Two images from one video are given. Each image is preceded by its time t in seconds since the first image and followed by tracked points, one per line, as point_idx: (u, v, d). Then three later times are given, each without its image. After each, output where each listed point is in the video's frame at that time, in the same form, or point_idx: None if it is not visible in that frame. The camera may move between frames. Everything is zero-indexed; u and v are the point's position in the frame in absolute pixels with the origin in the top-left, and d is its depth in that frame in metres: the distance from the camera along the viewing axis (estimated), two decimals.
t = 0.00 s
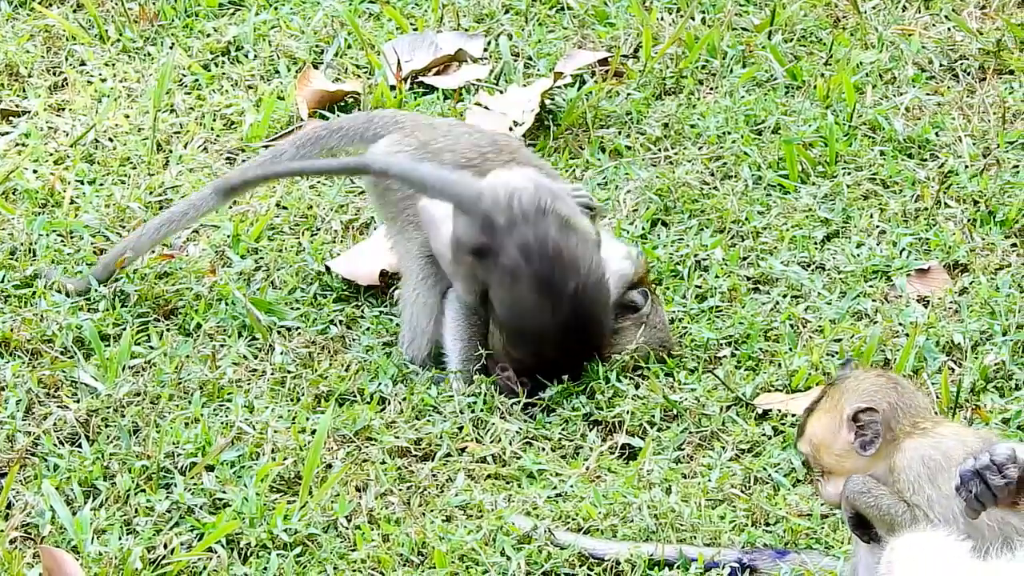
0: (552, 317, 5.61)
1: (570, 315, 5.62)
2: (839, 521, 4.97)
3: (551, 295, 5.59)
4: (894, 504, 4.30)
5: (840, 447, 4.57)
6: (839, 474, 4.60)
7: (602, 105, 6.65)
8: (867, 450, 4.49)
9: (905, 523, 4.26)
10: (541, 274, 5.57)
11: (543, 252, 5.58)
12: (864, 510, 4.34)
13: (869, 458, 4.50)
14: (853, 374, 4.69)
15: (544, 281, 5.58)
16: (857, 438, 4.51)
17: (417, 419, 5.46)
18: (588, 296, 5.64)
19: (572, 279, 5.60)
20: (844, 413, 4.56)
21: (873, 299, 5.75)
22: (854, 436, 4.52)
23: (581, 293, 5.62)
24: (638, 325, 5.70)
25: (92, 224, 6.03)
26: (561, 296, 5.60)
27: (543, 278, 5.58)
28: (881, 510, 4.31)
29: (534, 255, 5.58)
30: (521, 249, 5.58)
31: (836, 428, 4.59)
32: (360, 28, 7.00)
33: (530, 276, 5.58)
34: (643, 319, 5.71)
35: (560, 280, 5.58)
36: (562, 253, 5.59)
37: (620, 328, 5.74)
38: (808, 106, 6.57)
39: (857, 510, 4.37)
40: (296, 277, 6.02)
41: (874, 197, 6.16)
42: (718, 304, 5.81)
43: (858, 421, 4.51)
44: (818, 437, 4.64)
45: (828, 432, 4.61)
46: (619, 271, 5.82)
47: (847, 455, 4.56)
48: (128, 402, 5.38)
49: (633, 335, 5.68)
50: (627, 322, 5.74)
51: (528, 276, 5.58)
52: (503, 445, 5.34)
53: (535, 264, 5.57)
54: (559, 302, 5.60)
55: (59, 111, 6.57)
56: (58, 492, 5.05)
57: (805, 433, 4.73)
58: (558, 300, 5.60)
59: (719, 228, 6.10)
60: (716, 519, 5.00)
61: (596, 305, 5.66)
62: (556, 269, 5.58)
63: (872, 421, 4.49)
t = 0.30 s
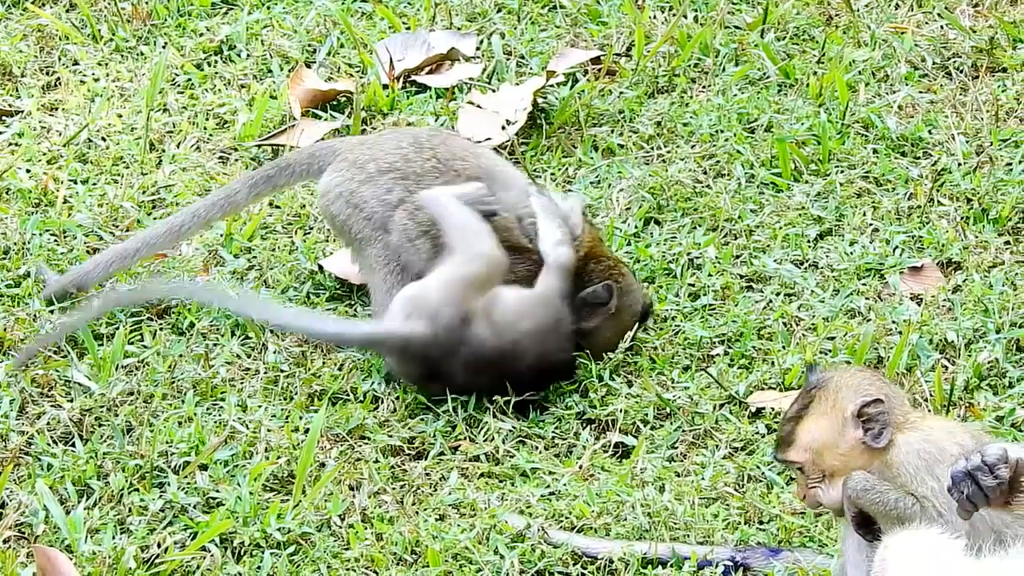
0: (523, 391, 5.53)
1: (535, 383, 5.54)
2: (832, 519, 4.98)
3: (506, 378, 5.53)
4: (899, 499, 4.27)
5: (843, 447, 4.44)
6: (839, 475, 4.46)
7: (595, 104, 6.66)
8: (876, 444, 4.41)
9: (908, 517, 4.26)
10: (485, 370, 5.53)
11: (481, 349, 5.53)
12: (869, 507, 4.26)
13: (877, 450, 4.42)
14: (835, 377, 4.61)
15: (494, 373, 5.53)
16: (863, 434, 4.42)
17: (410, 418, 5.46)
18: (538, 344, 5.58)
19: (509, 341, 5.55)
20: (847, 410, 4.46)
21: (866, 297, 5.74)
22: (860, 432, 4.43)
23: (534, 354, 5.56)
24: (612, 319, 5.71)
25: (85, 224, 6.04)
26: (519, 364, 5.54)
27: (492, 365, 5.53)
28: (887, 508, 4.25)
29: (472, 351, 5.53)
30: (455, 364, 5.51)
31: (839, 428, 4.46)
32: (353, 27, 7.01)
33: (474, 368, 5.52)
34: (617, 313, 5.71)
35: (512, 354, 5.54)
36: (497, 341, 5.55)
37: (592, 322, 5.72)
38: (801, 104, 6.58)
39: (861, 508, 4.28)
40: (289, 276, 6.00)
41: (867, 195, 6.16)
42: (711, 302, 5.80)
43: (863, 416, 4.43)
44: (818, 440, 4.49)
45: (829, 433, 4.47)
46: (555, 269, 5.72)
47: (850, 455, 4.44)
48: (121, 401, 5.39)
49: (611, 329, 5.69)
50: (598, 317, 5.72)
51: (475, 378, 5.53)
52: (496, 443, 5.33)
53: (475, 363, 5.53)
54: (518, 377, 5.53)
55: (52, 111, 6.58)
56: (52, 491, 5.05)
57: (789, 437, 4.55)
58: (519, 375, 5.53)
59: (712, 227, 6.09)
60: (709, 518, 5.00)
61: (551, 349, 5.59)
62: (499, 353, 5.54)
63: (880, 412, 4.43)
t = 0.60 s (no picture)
0: (511, 375, 5.53)
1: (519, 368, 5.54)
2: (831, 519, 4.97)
3: (494, 361, 5.52)
4: (899, 498, 4.25)
5: (848, 443, 4.37)
6: (839, 471, 4.38)
7: (595, 104, 6.66)
8: (880, 444, 4.36)
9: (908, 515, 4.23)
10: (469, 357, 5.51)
11: (462, 334, 5.50)
12: (868, 507, 4.23)
13: (878, 450, 4.36)
14: (840, 372, 4.51)
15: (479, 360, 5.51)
16: (868, 433, 4.36)
17: (409, 418, 5.46)
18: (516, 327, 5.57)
19: (487, 324, 5.54)
20: (856, 406, 4.38)
21: (865, 297, 5.74)
22: (865, 429, 4.37)
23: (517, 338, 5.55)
24: (573, 293, 5.71)
25: (85, 224, 6.05)
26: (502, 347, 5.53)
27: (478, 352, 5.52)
28: (887, 506, 4.23)
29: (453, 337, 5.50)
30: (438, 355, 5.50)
31: (845, 423, 4.38)
32: (352, 27, 7.02)
33: (458, 354, 5.50)
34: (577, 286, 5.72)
35: (495, 338, 5.53)
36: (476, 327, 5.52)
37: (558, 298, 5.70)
38: (800, 104, 6.58)
39: (859, 508, 4.25)
40: (288, 276, 6.02)
41: (866, 194, 6.16)
42: (710, 302, 5.79)
43: (870, 414, 4.37)
44: (822, 432, 4.39)
45: (835, 426, 4.38)
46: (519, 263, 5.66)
47: (854, 452, 4.37)
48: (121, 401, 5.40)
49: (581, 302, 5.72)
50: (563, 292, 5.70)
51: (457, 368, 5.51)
52: (495, 443, 5.33)
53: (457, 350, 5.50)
54: (503, 363, 5.52)
55: (52, 111, 6.60)
56: (51, 491, 5.05)
57: (792, 425, 4.44)
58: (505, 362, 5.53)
59: (711, 226, 6.09)
60: (708, 517, 5.00)
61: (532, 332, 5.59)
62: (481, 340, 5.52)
63: (888, 412, 4.37)
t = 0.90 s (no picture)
0: (508, 362, 5.58)
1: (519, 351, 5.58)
2: (832, 519, 4.97)
3: (478, 323, 5.57)
4: (909, 487, 4.26)
5: (862, 432, 4.38)
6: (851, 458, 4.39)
7: (597, 104, 6.66)
8: (894, 435, 4.35)
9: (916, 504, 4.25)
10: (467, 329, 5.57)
11: (468, 304, 5.55)
12: (876, 493, 4.24)
13: (890, 441, 4.36)
14: (859, 359, 4.53)
15: (476, 335, 5.57)
16: (883, 422, 4.36)
17: (412, 418, 5.46)
18: (523, 313, 5.62)
19: (486, 295, 5.56)
20: (872, 396, 4.39)
21: (867, 297, 5.73)
22: (879, 419, 4.36)
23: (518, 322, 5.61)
24: (587, 284, 5.78)
25: (87, 225, 6.06)
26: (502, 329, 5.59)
27: (478, 326, 5.57)
28: (896, 494, 4.23)
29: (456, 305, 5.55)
30: (437, 320, 5.57)
31: (860, 411, 4.39)
32: (354, 29, 7.02)
33: (455, 323, 5.56)
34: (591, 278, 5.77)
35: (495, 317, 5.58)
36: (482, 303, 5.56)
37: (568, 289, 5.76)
38: (802, 104, 6.58)
39: (866, 494, 4.25)
40: (290, 277, 6.06)
41: (869, 194, 6.15)
42: (712, 302, 5.79)
43: (885, 404, 4.36)
44: (836, 417, 4.40)
45: (850, 412, 4.39)
46: (529, 256, 5.67)
47: (867, 441, 4.38)
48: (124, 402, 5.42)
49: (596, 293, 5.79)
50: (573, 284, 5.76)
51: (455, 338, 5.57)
52: (498, 444, 5.33)
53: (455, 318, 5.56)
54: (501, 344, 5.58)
55: (54, 113, 6.61)
56: (54, 492, 5.06)
57: (807, 410, 4.45)
58: (504, 343, 5.58)
59: (714, 227, 6.09)
60: (710, 517, 4.99)
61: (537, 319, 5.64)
62: (483, 316, 5.57)
63: (904, 403, 4.35)
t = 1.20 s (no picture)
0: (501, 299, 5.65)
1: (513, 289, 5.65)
2: (839, 517, 4.97)
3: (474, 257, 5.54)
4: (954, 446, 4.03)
5: (909, 388, 4.13)
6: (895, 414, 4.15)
7: (603, 103, 6.67)
8: (940, 397, 4.11)
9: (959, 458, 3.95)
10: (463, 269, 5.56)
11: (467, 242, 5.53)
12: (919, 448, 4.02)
13: (938, 402, 4.11)
14: (914, 316, 4.28)
15: (471, 275, 5.57)
16: (931, 382, 4.11)
17: (418, 416, 5.47)
18: (519, 254, 5.61)
19: (481, 230, 5.53)
20: (923, 354, 4.13)
21: (874, 295, 5.73)
22: (928, 379, 4.11)
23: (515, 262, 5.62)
24: (580, 218, 5.80)
25: (94, 224, 6.07)
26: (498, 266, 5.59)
27: (475, 266, 5.57)
28: (939, 443, 3.98)
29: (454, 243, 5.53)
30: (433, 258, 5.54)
31: (909, 367, 4.14)
32: (361, 27, 7.02)
33: (449, 253, 5.54)
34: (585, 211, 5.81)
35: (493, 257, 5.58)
36: (479, 242, 5.54)
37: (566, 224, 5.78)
38: (809, 102, 6.58)
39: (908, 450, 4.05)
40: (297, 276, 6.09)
41: (875, 192, 6.15)
42: (719, 300, 5.79)
43: (937, 364, 4.11)
44: (884, 370, 4.15)
45: (899, 367, 4.15)
46: (528, 199, 5.65)
47: (913, 399, 4.14)
48: (131, 402, 5.43)
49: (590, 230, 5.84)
50: (570, 219, 5.78)
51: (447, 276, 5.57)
52: (504, 442, 5.33)
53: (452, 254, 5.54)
54: (496, 284, 5.63)
55: (60, 112, 6.61)
56: (60, 491, 5.06)
57: (856, 359, 4.19)
58: (499, 283, 5.62)
59: (720, 225, 6.09)
60: (716, 515, 4.99)
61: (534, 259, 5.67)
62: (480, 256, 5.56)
63: (955, 366, 4.10)
